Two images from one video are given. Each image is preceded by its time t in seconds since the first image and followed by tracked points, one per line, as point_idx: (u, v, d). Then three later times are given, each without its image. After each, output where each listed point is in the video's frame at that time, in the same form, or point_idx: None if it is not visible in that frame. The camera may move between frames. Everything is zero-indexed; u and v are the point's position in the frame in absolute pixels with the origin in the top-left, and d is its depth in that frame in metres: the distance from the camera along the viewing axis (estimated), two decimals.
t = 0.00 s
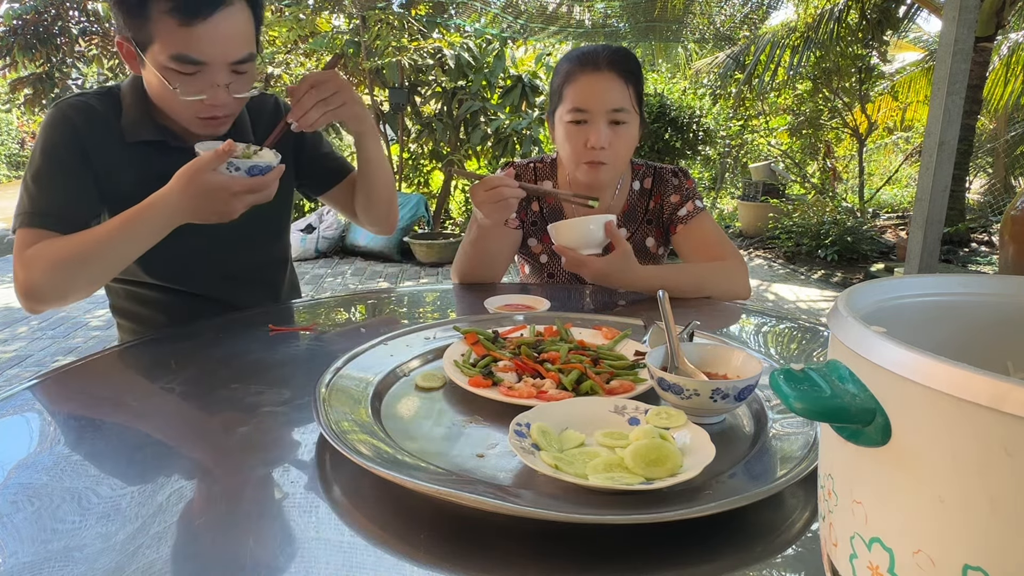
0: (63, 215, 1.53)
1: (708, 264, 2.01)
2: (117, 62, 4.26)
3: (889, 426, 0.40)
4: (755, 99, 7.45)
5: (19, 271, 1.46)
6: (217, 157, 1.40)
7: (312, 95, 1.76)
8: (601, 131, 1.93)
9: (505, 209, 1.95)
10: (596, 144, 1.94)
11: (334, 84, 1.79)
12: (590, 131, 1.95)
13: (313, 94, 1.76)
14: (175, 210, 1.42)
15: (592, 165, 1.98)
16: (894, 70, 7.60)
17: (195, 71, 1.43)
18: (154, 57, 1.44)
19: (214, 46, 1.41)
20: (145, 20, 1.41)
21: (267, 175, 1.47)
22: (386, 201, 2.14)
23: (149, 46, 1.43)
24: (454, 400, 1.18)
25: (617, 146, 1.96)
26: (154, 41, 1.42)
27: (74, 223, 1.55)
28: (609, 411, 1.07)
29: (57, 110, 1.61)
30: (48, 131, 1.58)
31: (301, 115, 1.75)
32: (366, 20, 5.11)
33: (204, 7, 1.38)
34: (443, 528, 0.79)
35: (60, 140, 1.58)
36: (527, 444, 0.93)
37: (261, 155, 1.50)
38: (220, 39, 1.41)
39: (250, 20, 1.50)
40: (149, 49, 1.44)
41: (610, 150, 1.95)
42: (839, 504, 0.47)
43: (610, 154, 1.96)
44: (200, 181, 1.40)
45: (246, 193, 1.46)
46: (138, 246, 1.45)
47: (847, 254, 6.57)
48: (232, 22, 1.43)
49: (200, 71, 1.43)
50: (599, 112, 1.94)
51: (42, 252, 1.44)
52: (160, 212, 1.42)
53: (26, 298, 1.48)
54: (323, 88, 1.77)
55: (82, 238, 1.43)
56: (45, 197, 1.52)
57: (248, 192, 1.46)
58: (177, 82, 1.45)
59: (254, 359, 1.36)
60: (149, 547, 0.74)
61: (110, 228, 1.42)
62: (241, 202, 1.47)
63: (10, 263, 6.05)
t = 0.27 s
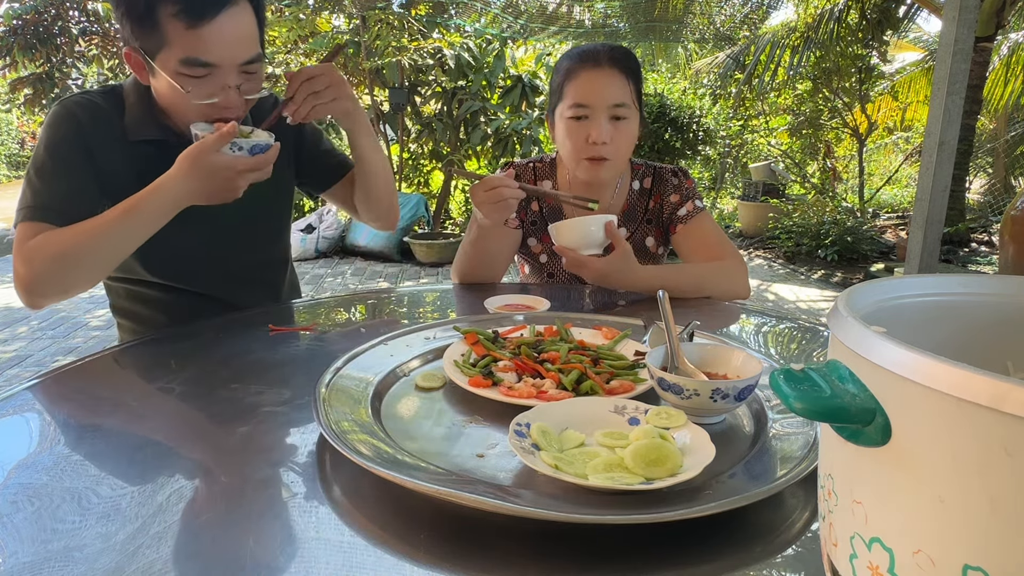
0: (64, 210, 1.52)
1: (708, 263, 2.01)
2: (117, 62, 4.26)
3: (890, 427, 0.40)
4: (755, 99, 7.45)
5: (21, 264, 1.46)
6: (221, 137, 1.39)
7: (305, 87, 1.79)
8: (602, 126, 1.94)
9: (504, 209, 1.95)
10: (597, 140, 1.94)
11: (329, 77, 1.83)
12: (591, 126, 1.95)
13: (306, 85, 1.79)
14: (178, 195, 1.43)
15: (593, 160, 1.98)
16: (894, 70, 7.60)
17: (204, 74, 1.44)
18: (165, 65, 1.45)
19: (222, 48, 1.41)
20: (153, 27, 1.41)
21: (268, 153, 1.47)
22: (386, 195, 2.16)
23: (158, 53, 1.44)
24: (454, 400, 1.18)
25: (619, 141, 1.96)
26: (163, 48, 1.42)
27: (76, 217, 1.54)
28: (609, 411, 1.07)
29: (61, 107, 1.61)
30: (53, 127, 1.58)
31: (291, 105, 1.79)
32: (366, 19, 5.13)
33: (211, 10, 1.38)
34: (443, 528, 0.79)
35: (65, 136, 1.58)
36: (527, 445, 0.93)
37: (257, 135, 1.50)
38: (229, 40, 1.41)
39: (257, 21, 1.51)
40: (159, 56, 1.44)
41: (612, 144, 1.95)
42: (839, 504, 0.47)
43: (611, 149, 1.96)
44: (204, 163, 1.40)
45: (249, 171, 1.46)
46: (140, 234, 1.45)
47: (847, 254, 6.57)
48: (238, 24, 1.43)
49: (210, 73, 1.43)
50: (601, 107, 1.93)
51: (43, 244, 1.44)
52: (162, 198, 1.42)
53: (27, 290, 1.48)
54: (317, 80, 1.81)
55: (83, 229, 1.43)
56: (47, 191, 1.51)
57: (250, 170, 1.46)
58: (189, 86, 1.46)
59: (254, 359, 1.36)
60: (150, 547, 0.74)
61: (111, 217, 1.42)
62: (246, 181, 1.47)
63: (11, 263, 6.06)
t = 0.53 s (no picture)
0: (66, 208, 1.52)
1: (707, 263, 2.01)
2: (117, 62, 4.26)
3: (889, 426, 0.40)
4: (754, 99, 7.45)
5: (22, 262, 1.46)
6: (228, 134, 1.41)
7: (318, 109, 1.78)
8: (621, 119, 1.98)
9: (506, 210, 1.95)
10: (617, 132, 1.98)
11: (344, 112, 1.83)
12: (610, 119, 1.98)
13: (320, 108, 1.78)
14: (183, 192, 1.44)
15: (610, 153, 2.01)
16: (894, 70, 7.60)
17: (207, 78, 1.44)
18: (168, 70, 1.45)
19: (225, 52, 1.41)
20: (155, 33, 1.41)
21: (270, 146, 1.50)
22: (377, 210, 2.16)
23: (161, 58, 1.44)
24: (454, 400, 1.18)
25: (636, 133, 2.02)
26: (166, 53, 1.43)
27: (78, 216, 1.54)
28: (609, 411, 1.07)
29: (62, 106, 1.61)
30: (53, 125, 1.58)
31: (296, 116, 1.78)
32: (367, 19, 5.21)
33: (213, 14, 1.39)
34: (443, 528, 0.79)
35: (66, 134, 1.58)
36: (527, 445, 0.93)
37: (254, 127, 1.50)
38: (231, 44, 1.41)
39: (258, 24, 1.50)
40: (161, 61, 1.44)
41: (629, 137, 2.00)
42: (839, 504, 0.47)
43: (628, 141, 2.01)
44: (210, 159, 1.42)
45: (255, 165, 1.49)
46: (144, 232, 1.45)
47: (847, 254, 6.57)
48: (241, 27, 1.43)
49: (212, 77, 1.43)
50: (618, 100, 1.98)
51: (45, 241, 1.44)
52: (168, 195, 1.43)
53: (28, 288, 1.48)
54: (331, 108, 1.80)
55: (86, 226, 1.43)
56: (48, 189, 1.51)
57: (257, 163, 1.49)
58: (192, 90, 1.46)
59: (254, 359, 1.36)
60: (150, 547, 0.74)
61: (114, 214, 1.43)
62: (253, 173, 1.50)
63: (11, 263, 6.06)
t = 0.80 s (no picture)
0: (66, 209, 1.53)
1: (706, 263, 2.00)
2: (117, 62, 4.26)
3: (889, 426, 0.40)
4: (755, 99, 7.44)
5: (26, 264, 1.45)
6: (236, 141, 1.42)
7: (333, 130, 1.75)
8: (630, 115, 1.99)
9: (508, 215, 1.94)
10: (627, 128, 1.99)
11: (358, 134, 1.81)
12: (619, 116, 1.99)
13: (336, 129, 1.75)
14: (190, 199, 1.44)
15: (620, 149, 2.02)
16: (894, 70, 7.60)
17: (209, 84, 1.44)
18: (168, 74, 1.44)
19: (227, 59, 1.41)
20: (155, 36, 1.40)
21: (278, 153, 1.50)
22: (370, 222, 2.17)
23: (161, 62, 1.44)
24: (454, 400, 1.18)
25: (644, 129, 2.03)
26: (166, 57, 1.42)
27: (79, 218, 1.55)
28: (609, 411, 1.07)
29: (61, 106, 1.61)
30: (52, 126, 1.58)
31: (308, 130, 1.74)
32: (366, 19, 5.18)
33: (215, 21, 1.38)
34: (443, 528, 0.79)
35: (65, 135, 1.58)
36: (527, 445, 0.93)
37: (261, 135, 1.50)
38: (232, 51, 1.41)
39: (259, 29, 1.50)
40: (161, 64, 1.44)
41: (638, 132, 2.02)
42: (839, 504, 0.47)
43: (637, 137, 2.02)
44: (219, 166, 1.43)
45: (265, 172, 1.49)
46: (149, 237, 1.45)
47: (847, 254, 6.57)
48: (243, 34, 1.43)
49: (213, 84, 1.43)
50: (625, 96, 2.00)
51: (50, 243, 1.44)
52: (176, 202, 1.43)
53: (30, 289, 1.47)
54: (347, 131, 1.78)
55: (91, 230, 1.43)
56: (49, 190, 1.52)
57: (267, 171, 1.50)
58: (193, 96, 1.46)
59: (254, 359, 1.36)
60: (150, 547, 0.74)
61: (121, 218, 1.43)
62: (262, 181, 1.50)
63: (11, 263, 6.05)
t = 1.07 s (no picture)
0: (67, 211, 1.53)
1: (706, 263, 2.00)
2: (117, 62, 4.26)
3: (889, 427, 0.40)
4: (755, 99, 7.44)
5: (29, 270, 1.45)
6: (240, 157, 1.41)
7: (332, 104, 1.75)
8: (630, 115, 2.00)
9: (510, 213, 1.95)
10: (628, 128, 1.99)
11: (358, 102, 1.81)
12: (620, 116, 1.99)
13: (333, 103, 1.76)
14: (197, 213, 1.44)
15: (621, 149, 2.02)
16: (894, 70, 7.61)
17: (210, 89, 1.44)
18: (168, 76, 1.44)
19: (229, 65, 1.41)
20: (157, 37, 1.40)
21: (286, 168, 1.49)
22: (374, 217, 2.18)
23: (162, 63, 1.44)
24: (454, 401, 1.18)
25: (644, 128, 2.03)
26: (167, 59, 1.42)
27: (80, 220, 1.55)
28: (609, 411, 1.07)
29: (61, 107, 1.61)
30: (52, 127, 1.58)
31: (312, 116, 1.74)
32: (366, 20, 5.16)
33: (218, 26, 1.38)
34: (443, 528, 0.79)
35: (65, 137, 1.58)
36: (527, 445, 0.93)
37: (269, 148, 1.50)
38: (235, 57, 1.41)
39: (262, 32, 1.50)
40: (162, 66, 1.44)
41: (639, 132, 2.02)
42: (839, 504, 0.47)
43: (637, 136, 2.02)
44: (225, 181, 1.42)
45: (272, 185, 1.49)
46: (156, 246, 1.46)
47: (847, 254, 6.57)
48: (246, 39, 1.43)
49: (215, 89, 1.43)
50: (626, 96, 2.00)
51: (55, 250, 1.44)
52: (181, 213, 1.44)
53: (34, 296, 1.48)
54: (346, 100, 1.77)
55: (98, 238, 1.43)
56: (49, 192, 1.51)
57: (273, 184, 1.49)
58: (194, 100, 1.46)
59: (255, 359, 1.36)
60: (149, 547, 0.74)
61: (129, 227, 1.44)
62: (268, 195, 1.50)
63: (11, 263, 6.05)
